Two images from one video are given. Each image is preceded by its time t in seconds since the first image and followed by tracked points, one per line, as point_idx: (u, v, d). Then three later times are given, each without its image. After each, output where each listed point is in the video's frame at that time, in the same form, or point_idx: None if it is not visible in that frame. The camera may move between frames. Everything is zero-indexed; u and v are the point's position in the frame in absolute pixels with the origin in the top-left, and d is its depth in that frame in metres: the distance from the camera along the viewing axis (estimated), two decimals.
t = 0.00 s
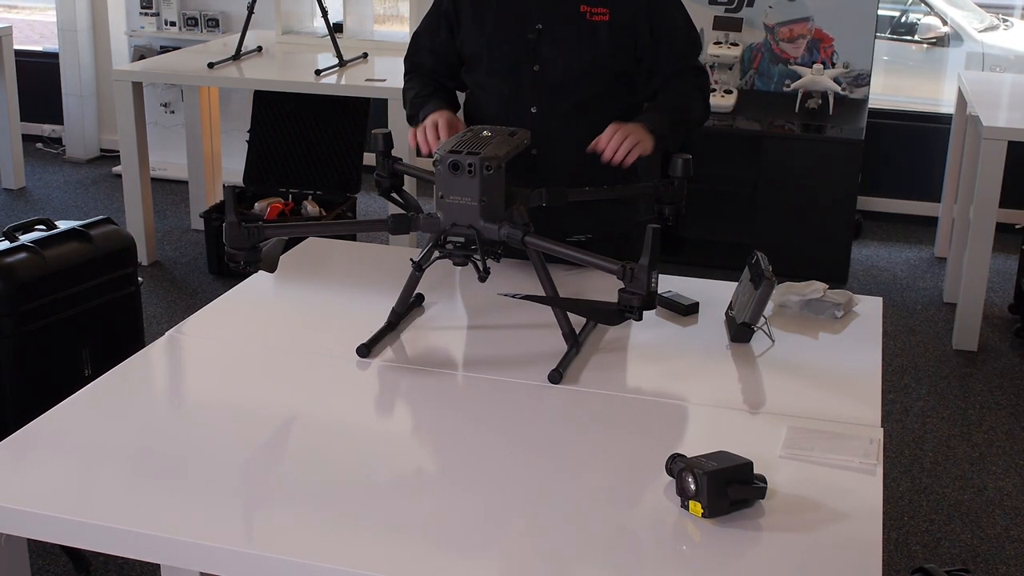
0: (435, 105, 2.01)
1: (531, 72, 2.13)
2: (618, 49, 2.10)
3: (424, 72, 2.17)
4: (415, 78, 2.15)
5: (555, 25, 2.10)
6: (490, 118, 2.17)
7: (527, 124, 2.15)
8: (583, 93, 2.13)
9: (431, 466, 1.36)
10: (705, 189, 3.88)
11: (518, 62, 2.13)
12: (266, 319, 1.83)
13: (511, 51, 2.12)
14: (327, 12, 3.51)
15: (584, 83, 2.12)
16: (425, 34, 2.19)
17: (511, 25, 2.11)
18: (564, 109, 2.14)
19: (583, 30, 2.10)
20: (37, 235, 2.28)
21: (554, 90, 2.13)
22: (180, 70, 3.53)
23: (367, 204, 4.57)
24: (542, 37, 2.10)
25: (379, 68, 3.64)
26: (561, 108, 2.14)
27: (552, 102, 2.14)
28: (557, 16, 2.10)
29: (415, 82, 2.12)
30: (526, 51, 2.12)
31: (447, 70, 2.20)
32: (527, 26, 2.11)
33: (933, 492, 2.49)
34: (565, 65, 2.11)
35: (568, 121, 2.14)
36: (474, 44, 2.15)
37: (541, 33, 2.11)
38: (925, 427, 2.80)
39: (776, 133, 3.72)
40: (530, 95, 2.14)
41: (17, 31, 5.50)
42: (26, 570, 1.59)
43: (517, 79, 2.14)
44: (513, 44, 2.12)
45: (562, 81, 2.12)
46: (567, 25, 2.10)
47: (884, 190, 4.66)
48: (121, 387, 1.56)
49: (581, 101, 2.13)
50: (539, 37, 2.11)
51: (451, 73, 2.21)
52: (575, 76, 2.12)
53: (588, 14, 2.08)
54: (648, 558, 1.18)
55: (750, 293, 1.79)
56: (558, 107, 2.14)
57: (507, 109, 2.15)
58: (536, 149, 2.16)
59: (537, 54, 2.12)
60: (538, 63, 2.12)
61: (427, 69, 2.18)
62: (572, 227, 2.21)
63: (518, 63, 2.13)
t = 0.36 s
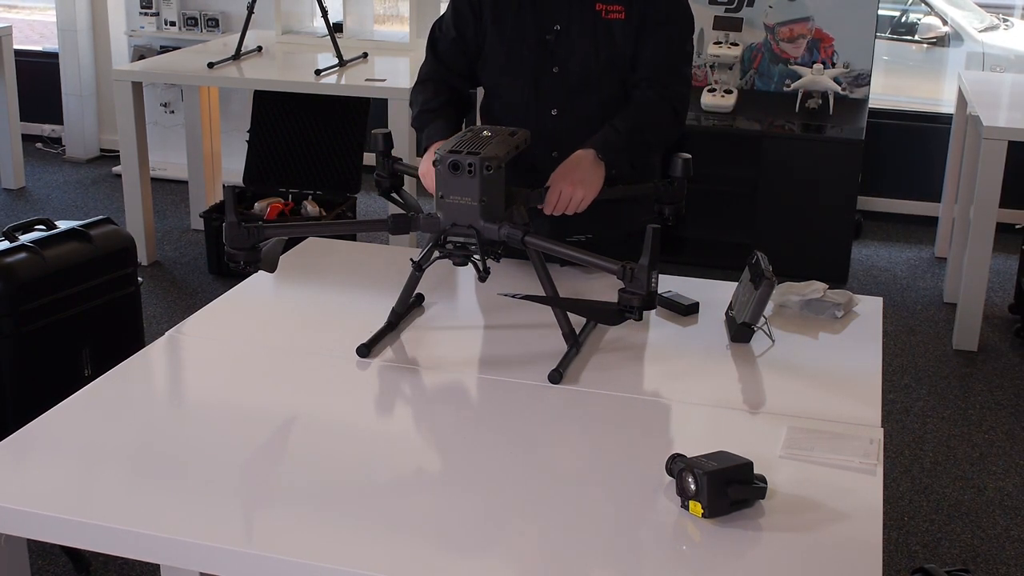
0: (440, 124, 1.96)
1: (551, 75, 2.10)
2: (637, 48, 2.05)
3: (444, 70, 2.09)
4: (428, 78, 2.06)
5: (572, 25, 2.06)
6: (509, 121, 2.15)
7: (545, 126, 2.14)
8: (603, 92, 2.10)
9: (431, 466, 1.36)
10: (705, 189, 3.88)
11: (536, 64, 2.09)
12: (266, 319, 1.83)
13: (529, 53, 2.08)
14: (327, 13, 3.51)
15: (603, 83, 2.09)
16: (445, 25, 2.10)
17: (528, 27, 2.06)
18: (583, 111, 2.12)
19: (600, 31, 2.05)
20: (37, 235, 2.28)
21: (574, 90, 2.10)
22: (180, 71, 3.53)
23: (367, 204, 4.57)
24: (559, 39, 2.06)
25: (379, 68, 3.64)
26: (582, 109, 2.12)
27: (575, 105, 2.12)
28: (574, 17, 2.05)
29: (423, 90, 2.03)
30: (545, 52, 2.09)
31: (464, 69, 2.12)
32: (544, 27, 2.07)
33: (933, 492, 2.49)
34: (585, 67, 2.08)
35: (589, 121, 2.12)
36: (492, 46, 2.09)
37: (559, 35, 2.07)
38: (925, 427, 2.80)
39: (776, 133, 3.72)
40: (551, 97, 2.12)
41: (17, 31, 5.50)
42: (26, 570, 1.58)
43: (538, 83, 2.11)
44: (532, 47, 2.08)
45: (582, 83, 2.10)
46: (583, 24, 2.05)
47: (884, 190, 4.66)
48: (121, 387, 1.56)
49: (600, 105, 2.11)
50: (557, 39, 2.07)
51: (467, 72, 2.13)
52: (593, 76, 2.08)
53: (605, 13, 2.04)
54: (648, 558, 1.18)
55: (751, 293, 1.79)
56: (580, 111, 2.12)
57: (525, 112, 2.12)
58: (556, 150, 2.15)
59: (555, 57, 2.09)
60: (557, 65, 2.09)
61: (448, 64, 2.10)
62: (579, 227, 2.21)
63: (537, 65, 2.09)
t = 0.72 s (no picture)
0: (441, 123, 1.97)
1: (550, 78, 2.10)
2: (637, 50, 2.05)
3: (442, 66, 2.09)
4: (424, 71, 2.07)
5: (572, 27, 2.06)
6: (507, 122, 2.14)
7: (544, 129, 2.13)
8: (603, 95, 2.09)
9: (431, 467, 1.36)
10: (705, 189, 3.88)
11: (536, 65, 2.09)
12: (265, 319, 1.83)
13: (529, 55, 2.08)
14: (327, 12, 3.50)
15: (603, 85, 2.09)
16: (447, 15, 2.09)
17: (528, 28, 2.07)
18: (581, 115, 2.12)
19: (600, 32, 2.06)
20: (37, 235, 2.28)
21: (573, 93, 2.10)
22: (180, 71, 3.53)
23: (367, 204, 4.57)
24: (557, 42, 2.07)
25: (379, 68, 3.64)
26: (581, 112, 2.11)
27: (572, 108, 2.11)
28: (573, 18, 2.06)
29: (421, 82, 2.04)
30: (544, 55, 2.09)
31: (462, 64, 2.11)
32: (544, 30, 2.07)
33: (933, 492, 2.49)
34: (585, 69, 2.08)
35: (586, 124, 2.12)
36: (492, 49, 2.09)
37: (558, 37, 2.07)
38: (926, 427, 2.80)
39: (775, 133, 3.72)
40: (549, 101, 2.11)
41: (17, 31, 5.50)
42: (26, 570, 1.58)
43: (536, 86, 2.10)
44: (530, 50, 2.08)
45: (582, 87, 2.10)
46: (583, 25, 2.06)
47: (884, 190, 4.66)
48: (121, 388, 1.56)
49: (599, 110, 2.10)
50: (557, 42, 2.08)
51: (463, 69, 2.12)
52: (593, 78, 2.08)
53: (604, 13, 2.04)
54: (648, 559, 1.18)
55: (751, 292, 1.79)
56: (578, 113, 2.11)
57: (524, 113, 2.12)
58: (554, 154, 2.15)
59: (554, 59, 2.09)
60: (556, 67, 2.09)
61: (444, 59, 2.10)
62: (579, 226, 2.21)
63: (536, 67, 2.09)
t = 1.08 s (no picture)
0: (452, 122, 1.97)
1: (553, 81, 2.10)
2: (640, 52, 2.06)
3: (445, 66, 2.09)
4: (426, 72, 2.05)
5: (574, 29, 2.06)
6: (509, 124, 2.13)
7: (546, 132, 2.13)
8: (605, 98, 2.09)
9: (433, 467, 1.36)
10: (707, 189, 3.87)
11: (538, 68, 2.09)
12: (266, 320, 1.83)
13: (531, 58, 2.08)
14: (327, 12, 3.50)
15: (606, 88, 2.09)
16: (447, 17, 2.08)
17: (530, 31, 2.06)
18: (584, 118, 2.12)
19: (603, 34, 2.06)
20: (37, 235, 2.28)
21: (575, 96, 2.10)
22: (180, 70, 3.53)
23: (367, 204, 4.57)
24: (561, 44, 2.06)
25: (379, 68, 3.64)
26: (582, 113, 2.11)
27: (573, 112, 2.11)
28: (575, 20, 2.05)
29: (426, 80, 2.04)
30: (546, 58, 2.08)
31: (463, 64, 2.10)
32: (546, 32, 2.07)
33: (933, 492, 2.49)
34: (587, 73, 2.08)
35: (588, 128, 2.12)
36: (493, 52, 2.09)
37: (561, 40, 2.07)
38: (926, 427, 2.80)
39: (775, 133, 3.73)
40: (551, 104, 2.11)
41: (17, 31, 5.50)
42: (27, 570, 1.58)
43: (537, 89, 2.10)
44: (534, 52, 2.08)
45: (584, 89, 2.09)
46: (586, 28, 2.05)
47: (883, 191, 4.66)
48: (120, 388, 1.56)
49: (600, 113, 2.11)
50: (560, 44, 2.07)
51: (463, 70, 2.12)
52: (595, 82, 2.08)
53: (606, 16, 2.05)
54: (647, 559, 1.18)
55: (751, 292, 1.79)
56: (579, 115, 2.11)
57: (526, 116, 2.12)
58: (558, 157, 2.15)
59: (557, 62, 2.08)
60: (559, 70, 2.09)
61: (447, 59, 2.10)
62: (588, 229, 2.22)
63: (538, 69, 2.09)
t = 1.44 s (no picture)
0: (453, 127, 1.93)
1: (553, 83, 2.10)
2: (641, 55, 2.05)
3: (447, 70, 2.07)
4: (428, 74, 2.04)
5: (574, 32, 2.06)
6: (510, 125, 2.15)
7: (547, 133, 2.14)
8: (606, 100, 2.10)
9: (433, 467, 1.36)
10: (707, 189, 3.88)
11: (539, 71, 2.09)
12: (267, 320, 1.82)
13: (531, 60, 2.08)
14: (327, 13, 3.50)
15: (607, 90, 2.09)
16: (448, 19, 2.08)
17: (530, 34, 2.07)
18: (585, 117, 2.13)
19: (604, 37, 2.05)
20: (38, 235, 2.28)
21: (577, 98, 2.11)
22: (180, 71, 3.53)
23: (367, 204, 4.57)
24: (561, 47, 2.06)
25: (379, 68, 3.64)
26: (583, 115, 2.12)
27: (575, 114, 2.12)
28: (575, 22, 2.05)
29: (427, 87, 2.01)
30: (546, 61, 2.09)
31: (464, 66, 2.10)
32: (546, 34, 2.07)
33: (933, 492, 2.49)
34: (588, 76, 2.09)
35: (590, 129, 2.13)
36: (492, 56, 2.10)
37: (561, 42, 2.07)
38: (926, 427, 2.80)
39: (776, 133, 3.72)
40: (552, 106, 2.12)
41: (17, 31, 5.50)
42: (27, 570, 1.59)
43: (538, 90, 2.11)
44: (535, 56, 2.08)
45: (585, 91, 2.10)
46: (586, 30, 2.06)
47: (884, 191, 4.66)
48: (121, 389, 1.56)
49: (601, 114, 2.12)
50: (560, 46, 2.07)
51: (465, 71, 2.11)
52: (596, 83, 2.09)
53: (607, 19, 2.04)
54: (647, 559, 1.18)
55: (750, 293, 1.78)
56: (580, 116, 2.12)
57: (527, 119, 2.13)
58: (558, 158, 2.16)
59: (557, 65, 2.09)
60: (560, 73, 2.09)
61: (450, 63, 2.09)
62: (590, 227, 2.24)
63: (539, 72, 2.10)
